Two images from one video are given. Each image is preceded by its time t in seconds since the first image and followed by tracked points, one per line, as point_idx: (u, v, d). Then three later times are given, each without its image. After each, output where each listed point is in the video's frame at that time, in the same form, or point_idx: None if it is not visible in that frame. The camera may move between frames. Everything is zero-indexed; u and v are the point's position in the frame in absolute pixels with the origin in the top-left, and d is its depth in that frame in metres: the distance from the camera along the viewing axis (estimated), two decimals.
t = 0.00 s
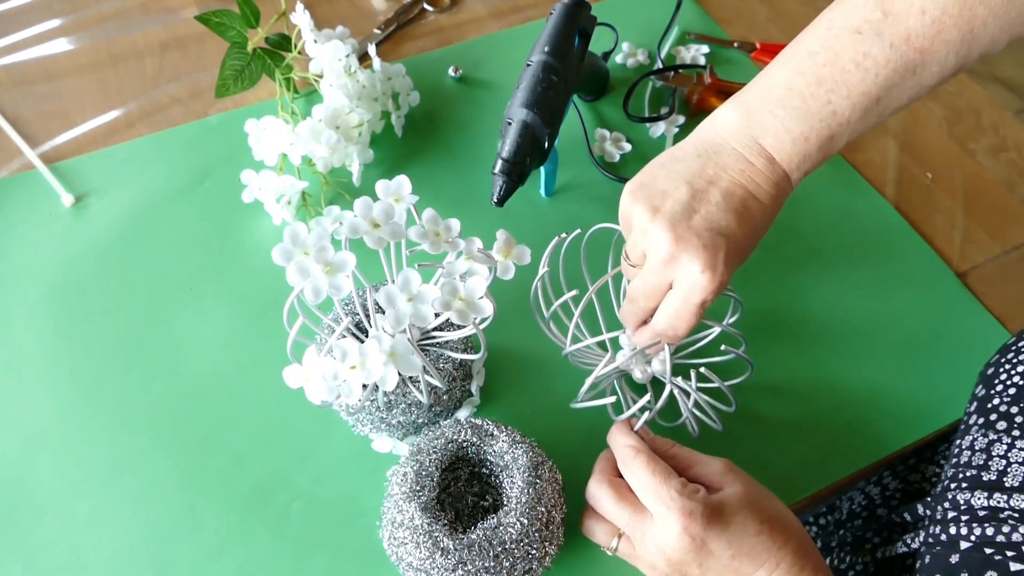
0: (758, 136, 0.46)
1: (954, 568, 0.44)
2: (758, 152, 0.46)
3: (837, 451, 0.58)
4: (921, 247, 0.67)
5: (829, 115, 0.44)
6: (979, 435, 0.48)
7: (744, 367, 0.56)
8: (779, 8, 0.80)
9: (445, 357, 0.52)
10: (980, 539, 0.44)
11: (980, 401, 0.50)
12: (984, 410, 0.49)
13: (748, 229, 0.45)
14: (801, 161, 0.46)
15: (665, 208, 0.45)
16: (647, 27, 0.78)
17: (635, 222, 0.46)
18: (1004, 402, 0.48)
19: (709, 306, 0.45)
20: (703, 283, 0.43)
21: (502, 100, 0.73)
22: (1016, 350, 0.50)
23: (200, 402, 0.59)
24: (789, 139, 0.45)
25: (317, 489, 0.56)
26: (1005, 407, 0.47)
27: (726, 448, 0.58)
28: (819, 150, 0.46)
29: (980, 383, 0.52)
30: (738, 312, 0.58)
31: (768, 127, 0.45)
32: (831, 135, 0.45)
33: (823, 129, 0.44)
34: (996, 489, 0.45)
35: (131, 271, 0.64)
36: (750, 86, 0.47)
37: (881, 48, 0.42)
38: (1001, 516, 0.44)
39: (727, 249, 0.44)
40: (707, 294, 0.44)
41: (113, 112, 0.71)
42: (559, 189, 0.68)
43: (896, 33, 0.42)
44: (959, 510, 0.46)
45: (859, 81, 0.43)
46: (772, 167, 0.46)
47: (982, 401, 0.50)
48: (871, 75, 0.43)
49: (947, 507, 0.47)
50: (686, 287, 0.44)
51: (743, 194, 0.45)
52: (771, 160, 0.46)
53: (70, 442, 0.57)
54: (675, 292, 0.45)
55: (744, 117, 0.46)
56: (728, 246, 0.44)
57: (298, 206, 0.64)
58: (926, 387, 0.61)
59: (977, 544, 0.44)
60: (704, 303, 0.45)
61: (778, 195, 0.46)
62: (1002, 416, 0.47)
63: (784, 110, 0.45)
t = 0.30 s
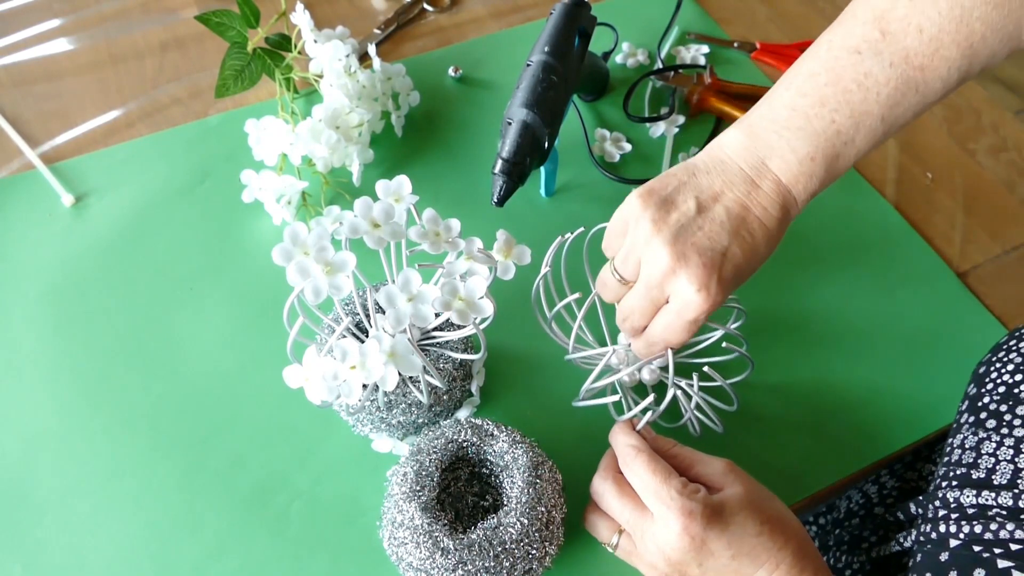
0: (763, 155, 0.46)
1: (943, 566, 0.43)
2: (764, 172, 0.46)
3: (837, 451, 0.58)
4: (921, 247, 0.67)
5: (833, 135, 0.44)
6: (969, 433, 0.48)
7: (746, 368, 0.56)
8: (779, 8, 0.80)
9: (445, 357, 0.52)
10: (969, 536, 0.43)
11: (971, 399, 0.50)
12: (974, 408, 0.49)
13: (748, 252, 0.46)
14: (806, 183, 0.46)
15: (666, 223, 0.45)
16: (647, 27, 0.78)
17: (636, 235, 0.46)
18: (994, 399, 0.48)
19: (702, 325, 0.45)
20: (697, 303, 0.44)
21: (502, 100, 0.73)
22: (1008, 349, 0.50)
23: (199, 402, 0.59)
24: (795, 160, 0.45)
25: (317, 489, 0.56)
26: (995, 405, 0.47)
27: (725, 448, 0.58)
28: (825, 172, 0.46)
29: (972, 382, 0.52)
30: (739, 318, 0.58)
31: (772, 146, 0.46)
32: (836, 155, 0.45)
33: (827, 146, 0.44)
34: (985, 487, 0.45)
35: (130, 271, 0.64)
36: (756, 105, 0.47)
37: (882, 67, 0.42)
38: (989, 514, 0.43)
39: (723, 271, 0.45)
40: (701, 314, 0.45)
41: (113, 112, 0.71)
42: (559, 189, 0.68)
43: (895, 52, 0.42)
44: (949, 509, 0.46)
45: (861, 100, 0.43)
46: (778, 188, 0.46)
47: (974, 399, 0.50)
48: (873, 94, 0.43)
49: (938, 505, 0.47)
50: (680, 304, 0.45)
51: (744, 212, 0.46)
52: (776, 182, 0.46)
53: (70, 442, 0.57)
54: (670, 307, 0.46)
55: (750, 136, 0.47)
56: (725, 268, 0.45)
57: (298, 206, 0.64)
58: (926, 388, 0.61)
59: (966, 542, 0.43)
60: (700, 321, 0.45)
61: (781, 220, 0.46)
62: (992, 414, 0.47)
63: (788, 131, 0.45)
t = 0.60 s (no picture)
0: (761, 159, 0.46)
1: (939, 568, 0.44)
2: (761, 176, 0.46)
3: (837, 451, 0.58)
4: (921, 247, 0.67)
5: (830, 139, 0.44)
6: (964, 434, 0.48)
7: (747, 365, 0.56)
8: (779, 8, 0.80)
9: (445, 357, 0.52)
10: (962, 536, 0.44)
11: (966, 399, 0.50)
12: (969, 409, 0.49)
13: (740, 257, 0.46)
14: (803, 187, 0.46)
15: (659, 226, 0.46)
16: (648, 27, 0.78)
17: (629, 237, 0.47)
18: (987, 399, 0.48)
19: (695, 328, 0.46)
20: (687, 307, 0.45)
21: (502, 100, 0.73)
22: (1002, 349, 0.50)
23: (199, 402, 0.59)
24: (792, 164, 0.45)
25: (318, 488, 0.56)
26: (989, 405, 0.47)
27: (725, 448, 0.58)
28: (823, 175, 0.46)
29: (968, 382, 0.51)
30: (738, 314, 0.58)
31: (770, 151, 0.46)
32: (835, 158, 0.45)
33: (826, 149, 0.44)
34: (978, 488, 0.45)
35: (131, 271, 0.64)
36: (754, 108, 0.47)
37: (879, 70, 0.42)
38: (982, 514, 0.43)
39: (715, 276, 0.45)
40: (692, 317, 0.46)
41: (113, 112, 0.71)
42: (560, 189, 0.68)
43: (892, 55, 0.42)
44: (943, 510, 0.46)
45: (858, 103, 0.43)
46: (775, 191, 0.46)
47: (969, 399, 0.49)
48: (870, 97, 0.43)
49: (932, 506, 0.47)
50: (671, 308, 0.46)
51: (740, 217, 0.46)
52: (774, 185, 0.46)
53: (70, 442, 0.57)
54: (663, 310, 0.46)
55: (747, 140, 0.47)
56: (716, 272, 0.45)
57: (298, 206, 0.64)
58: (927, 388, 0.61)
59: (959, 543, 0.44)
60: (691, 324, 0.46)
61: (775, 224, 0.47)
62: (985, 414, 0.47)
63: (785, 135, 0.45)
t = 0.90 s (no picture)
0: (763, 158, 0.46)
1: (938, 567, 0.44)
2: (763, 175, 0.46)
3: (837, 450, 0.58)
4: (922, 247, 0.67)
5: (832, 137, 0.44)
6: (963, 433, 0.48)
7: (748, 364, 0.56)
8: (779, 8, 0.80)
9: (445, 357, 0.52)
10: (961, 536, 0.44)
11: (965, 398, 0.50)
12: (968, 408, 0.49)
13: (741, 258, 0.46)
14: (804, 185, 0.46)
15: (659, 229, 0.46)
16: (648, 27, 0.78)
17: (629, 241, 0.47)
18: (987, 398, 0.48)
19: (697, 328, 0.47)
20: (688, 309, 0.45)
21: (502, 101, 0.73)
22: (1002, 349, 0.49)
23: (199, 402, 0.59)
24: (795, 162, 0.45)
25: (318, 489, 0.56)
26: (988, 404, 0.47)
27: (726, 447, 0.58)
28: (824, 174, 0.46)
29: (968, 381, 0.51)
30: (741, 315, 0.58)
31: (772, 149, 0.46)
32: (837, 156, 0.45)
33: (828, 148, 0.44)
34: (977, 487, 0.45)
35: (130, 271, 0.64)
36: (756, 106, 0.47)
37: (881, 66, 0.42)
38: (981, 513, 0.43)
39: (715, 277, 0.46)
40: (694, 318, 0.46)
41: (113, 112, 0.71)
42: (560, 189, 0.68)
43: (895, 51, 0.42)
44: (942, 509, 0.46)
45: (861, 100, 0.43)
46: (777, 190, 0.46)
47: (968, 398, 0.49)
48: (872, 93, 0.43)
49: (931, 506, 0.47)
50: (673, 310, 0.46)
51: (742, 216, 0.46)
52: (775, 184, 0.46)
53: (70, 441, 0.57)
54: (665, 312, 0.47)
55: (749, 138, 0.46)
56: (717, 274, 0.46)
57: (298, 206, 0.64)
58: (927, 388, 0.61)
59: (959, 542, 0.43)
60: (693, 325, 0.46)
61: (777, 223, 0.47)
62: (984, 413, 0.47)
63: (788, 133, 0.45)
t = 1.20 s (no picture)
0: (768, 154, 0.46)
1: (937, 566, 0.43)
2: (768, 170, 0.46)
3: (837, 451, 0.58)
4: (921, 247, 0.67)
5: (836, 135, 0.44)
6: (963, 431, 0.48)
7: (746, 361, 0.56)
8: (779, 8, 0.80)
9: (445, 357, 0.52)
10: (961, 534, 0.44)
11: (965, 397, 0.50)
12: (968, 407, 0.49)
13: (745, 251, 0.46)
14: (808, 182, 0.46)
15: (667, 217, 0.45)
16: (648, 27, 0.78)
17: (636, 226, 0.46)
18: (987, 396, 0.48)
19: (691, 320, 0.46)
20: (692, 296, 0.44)
21: (502, 100, 0.73)
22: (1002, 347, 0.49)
23: (199, 402, 0.59)
24: (799, 159, 0.45)
25: (318, 489, 0.56)
26: (988, 402, 0.47)
27: (727, 447, 0.58)
28: (828, 171, 0.46)
29: (967, 380, 0.51)
30: (737, 312, 0.58)
31: (776, 145, 0.46)
32: (840, 154, 0.45)
33: (831, 145, 0.44)
34: (977, 485, 0.45)
35: (130, 271, 0.64)
36: (760, 104, 0.47)
37: (885, 66, 0.43)
38: (981, 511, 0.44)
39: (721, 267, 0.45)
40: (697, 307, 0.45)
41: (113, 112, 0.71)
42: (559, 189, 0.68)
43: (899, 51, 0.42)
44: (942, 508, 0.46)
45: (865, 99, 0.43)
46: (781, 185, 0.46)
47: (967, 397, 0.49)
48: (876, 93, 0.43)
49: (931, 505, 0.47)
50: (677, 297, 0.45)
51: (747, 209, 0.46)
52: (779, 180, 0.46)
53: (70, 442, 0.57)
54: (668, 299, 0.46)
55: (754, 135, 0.47)
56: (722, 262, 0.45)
57: (298, 206, 0.64)
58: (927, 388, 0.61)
59: (958, 540, 0.43)
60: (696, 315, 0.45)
61: (780, 219, 0.47)
62: (984, 411, 0.47)
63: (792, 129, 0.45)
